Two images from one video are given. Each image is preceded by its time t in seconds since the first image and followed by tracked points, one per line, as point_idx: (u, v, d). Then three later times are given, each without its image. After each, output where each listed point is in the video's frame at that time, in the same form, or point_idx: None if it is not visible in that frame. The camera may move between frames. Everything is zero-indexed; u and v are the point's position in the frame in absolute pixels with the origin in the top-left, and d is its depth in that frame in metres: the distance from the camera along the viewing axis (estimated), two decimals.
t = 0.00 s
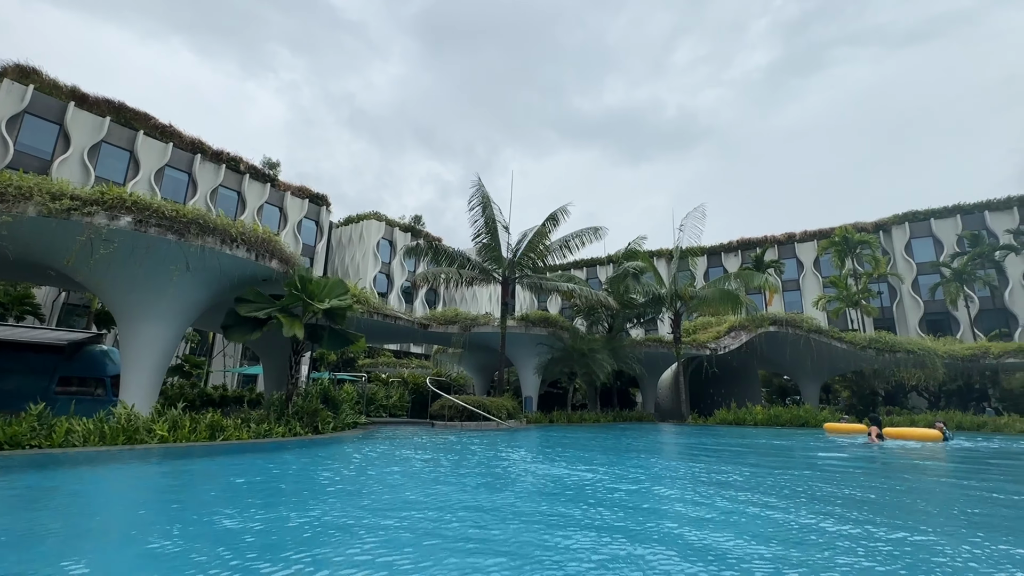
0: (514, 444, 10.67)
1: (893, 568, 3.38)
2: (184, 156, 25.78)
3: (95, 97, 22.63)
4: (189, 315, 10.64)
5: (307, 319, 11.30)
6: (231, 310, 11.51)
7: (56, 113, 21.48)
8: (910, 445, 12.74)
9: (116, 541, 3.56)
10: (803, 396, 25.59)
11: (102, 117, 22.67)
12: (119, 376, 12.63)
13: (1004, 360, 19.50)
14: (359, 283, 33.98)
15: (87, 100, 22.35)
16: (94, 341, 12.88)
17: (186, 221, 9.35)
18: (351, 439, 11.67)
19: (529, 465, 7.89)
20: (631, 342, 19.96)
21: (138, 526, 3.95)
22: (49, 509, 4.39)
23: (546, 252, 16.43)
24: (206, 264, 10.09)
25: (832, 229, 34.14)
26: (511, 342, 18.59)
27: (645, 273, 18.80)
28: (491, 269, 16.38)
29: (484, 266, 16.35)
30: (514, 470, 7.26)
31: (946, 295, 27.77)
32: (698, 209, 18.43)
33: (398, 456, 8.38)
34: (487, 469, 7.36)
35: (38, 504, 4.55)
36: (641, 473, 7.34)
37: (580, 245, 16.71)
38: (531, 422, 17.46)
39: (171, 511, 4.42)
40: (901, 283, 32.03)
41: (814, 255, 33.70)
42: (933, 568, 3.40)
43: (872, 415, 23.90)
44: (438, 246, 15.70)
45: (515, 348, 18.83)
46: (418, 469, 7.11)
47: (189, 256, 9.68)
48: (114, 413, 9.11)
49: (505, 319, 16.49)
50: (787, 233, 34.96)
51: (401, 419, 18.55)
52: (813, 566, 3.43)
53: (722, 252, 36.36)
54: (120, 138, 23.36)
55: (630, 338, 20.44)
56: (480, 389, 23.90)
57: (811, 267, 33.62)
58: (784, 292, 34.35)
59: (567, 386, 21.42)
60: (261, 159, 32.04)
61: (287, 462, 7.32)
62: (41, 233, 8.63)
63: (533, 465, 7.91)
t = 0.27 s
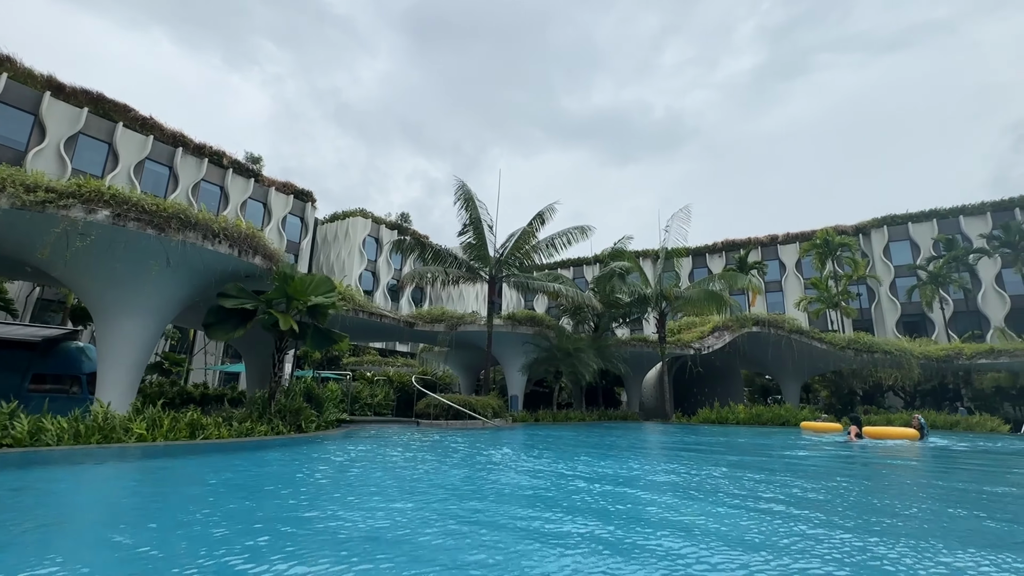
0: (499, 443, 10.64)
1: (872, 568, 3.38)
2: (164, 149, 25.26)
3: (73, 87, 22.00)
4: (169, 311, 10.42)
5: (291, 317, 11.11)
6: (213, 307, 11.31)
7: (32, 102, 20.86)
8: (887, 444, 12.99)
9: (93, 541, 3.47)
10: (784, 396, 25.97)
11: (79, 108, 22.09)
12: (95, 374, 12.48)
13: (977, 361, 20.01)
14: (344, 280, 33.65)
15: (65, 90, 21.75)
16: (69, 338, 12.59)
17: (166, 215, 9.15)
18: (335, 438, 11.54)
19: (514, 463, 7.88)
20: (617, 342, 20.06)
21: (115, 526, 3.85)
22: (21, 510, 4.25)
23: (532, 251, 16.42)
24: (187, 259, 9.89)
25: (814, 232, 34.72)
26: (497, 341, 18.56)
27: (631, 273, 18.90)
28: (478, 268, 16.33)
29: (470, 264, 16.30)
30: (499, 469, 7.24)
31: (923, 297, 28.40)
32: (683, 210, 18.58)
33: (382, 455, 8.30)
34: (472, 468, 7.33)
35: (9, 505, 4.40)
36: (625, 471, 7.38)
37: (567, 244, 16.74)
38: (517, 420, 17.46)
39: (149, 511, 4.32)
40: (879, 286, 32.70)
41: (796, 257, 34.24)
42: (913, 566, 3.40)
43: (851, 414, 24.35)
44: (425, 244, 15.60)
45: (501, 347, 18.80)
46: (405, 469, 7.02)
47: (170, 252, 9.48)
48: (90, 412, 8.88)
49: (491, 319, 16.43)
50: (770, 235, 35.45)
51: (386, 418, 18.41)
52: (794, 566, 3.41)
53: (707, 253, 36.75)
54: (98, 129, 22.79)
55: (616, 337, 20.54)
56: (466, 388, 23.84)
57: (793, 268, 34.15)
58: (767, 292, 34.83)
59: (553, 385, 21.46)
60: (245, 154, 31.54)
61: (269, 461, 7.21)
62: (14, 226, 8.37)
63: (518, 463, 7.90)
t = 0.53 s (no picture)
0: (485, 442, 10.61)
1: (857, 567, 3.38)
2: (145, 142, 24.72)
3: (49, 77, 21.25)
4: (148, 307, 10.20)
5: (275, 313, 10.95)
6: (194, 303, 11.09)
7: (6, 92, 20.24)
8: (866, 442, 13.26)
9: (70, 541, 3.37)
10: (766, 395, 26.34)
11: (56, 98, 21.49)
12: (71, 371, 12.10)
13: (951, 361, 20.51)
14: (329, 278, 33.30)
15: (41, 80, 21.12)
16: (44, 335, 12.26)
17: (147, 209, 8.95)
18: (318, 437, 11.40)
19: (500, 461, 7.86)
20: (603, 341, 20.15)
21: (92, 527, 3.75)
22: None
23: (519, 250, 16.38)
24: (168, 255, 9.69)
25: (796, 234, 35.27)
26: (484, 339, 18.53)
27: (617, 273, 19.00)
28: (465, 267, 16.26)
29: (457, 263, 16.23)
30: (485, 467, 7.21)
31: (900, 299, 29.05)
32: (669, 211, 18.71)
33: (366, 453, 8.23)
34: (458, 466, 7.30)
35: None
36: (612, 469, 7.41)
37: (553, 244, 16.75)
38: (503, 419, 17.45)
39: (128, 511, 4.21)
40: (859, 288, 33.35)
41: (779, 259, 34.75)
42: (898, 565, 3.42)
43: (830, 413, 24.79)
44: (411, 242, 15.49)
45: (488, 346, 18.77)
46: (390, 467, 6.94)
47: (150, 246, 9.27)
48: (65, 410, 8.65)
49: (478, 318, 16.34)
50: (754, 237, 35.92)
51: (370, 417, 18.26)
52: (780, 565, 3.41)
53: (692, 254, 37.11)
54: (75, 121, 22.21)
55: (602, 337, 20.63)
56: (452, 387, 23.76)
57: (776, 270, 34.65)
58: (750, 293, 35.29)
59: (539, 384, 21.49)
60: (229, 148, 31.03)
61: (251, 460, 7.08)
62: None
63: (504, 461, 7.89)
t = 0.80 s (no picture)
0: (470, 441, 10.57)
1: (835, 564, 3.43)
2: (125, 134, 24.17)
3: (25, 66, 20.84)
4: (128, 303, 9.97)
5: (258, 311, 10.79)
6: (175, 300, 10.87)
7: None
8: (845, 441, 13.52)
9: (44, 541, 3.28)
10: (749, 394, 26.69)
11: (32, 88, 20.89)
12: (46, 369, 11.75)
13: (927, 362, 20.99)
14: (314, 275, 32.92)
15: (16, 69, 20.55)
16: (16, 332, 11.88)
17: (126, 203, 8.75)
18: (302, 436, 11.26)
19: (485, 459, 7.84)
20: (589, 340, 20.23)
21: (66, 527, 3.64)
22: None
23: (508, 248, 16.27)
24: (148, 250, 9.48)
25: (780, 236, 35.79)
26: (471, 338, 18.49)
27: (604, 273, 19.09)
28: (451, 265, 16.20)
29: (444, 261, 16.15)
30: (470, 465, 7.19)
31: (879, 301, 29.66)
32: (656, 212, 18.85)
33: (350, 452, 8.14)
34: (442, 464, 7.25)
35: None
36: (596, 467, 7.44)
37: (541, 242, 16.75)
38: (489, 418, 17.43)
39: (105, 511, 4.10)
40: (840, 289, 33.97)
41: (762, 260, 35.21)
42: (881, 564, 3.44)
43: (811, 412, 25.24)
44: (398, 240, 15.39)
45: (475, 344, 18.74)
46: (375, 466, 6.85)
47: (130, 241, 9.07)
48: (40, 408, 8.43)
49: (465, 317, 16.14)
50: (739, 238, 36.35)
51: (355, 416, 18.10)
52: (766, 564, 3.41)
53: (678, 255, 37.43)
54: (52, 112, 21.61)
55: (588, 336, 20.71)
56: (439, 386, 23.65)
57: (760, 271, 35.11)
58: (734, 294, 35.72)
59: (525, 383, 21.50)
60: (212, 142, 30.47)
61: (233, 460, 6.95)
62: None
63: (489, 459, 7.88)
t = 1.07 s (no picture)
0: (456, 440, 10.54)
1: (816, 562, 3.48)
2: (104, 127, 23.62)
3: None
4: (107, 300, 9.75)
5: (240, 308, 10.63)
6: (156, 297, 10.64)
7: None
8: (826, 439, 13.77)
9: (17, 543, 3.17)
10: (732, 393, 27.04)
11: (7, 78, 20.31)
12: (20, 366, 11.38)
13: (905, 362, 21.45)
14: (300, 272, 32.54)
15: None
16: None
17: (105, 198, 8.53)
18: (286, 435, 11.12)
19: (470, 458, 7.82)
20: (575, 340, 20.30)
21: (40, 528, 3.53)
22: None
23: (495, 247, 16.20)
24: (128, 245, 9.27)
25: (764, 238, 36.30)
26: (458, 337, 18.44)
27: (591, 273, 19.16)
28: (439, 264, 16.12)
29: (431, 259, 16.08)
30: (455, 464, 7.16)
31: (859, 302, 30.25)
32: (642, 212, 18.97)
33: (334, 451, 8.05)
34: (427, 462, 7.20)
35: None
36: (580, 465, 7.46)
37: (529, 242, 16.74)
38: (475, 417, 17.41)
39: (82, 511, 3.99)
40: (821, 291, 34.57)
41: (746, 261, 35.68)
42: (860, 561, 3.50)
43: (792, 411, 25.66)
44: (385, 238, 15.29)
45: (461, 343, 18.68)
46: (359, 465, 6.79)
47: (109, 236, 8.85)
48: (15, 407, 8.20)
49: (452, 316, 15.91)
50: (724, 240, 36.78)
51: (340, 415, 17.94)
52: (748, 561, 3.44)
53: (664, 255, 37.75)
54: (28, 102, 21.04)
55: (575, 335, 20.79)
56: (425, 384, 23.55)
57: (744, 272, 35.57)
58: (719, 295, 36.14)
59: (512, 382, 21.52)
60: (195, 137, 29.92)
61: (216, 459, 6.82)
62: None
63: (474, 458, 7.85)
